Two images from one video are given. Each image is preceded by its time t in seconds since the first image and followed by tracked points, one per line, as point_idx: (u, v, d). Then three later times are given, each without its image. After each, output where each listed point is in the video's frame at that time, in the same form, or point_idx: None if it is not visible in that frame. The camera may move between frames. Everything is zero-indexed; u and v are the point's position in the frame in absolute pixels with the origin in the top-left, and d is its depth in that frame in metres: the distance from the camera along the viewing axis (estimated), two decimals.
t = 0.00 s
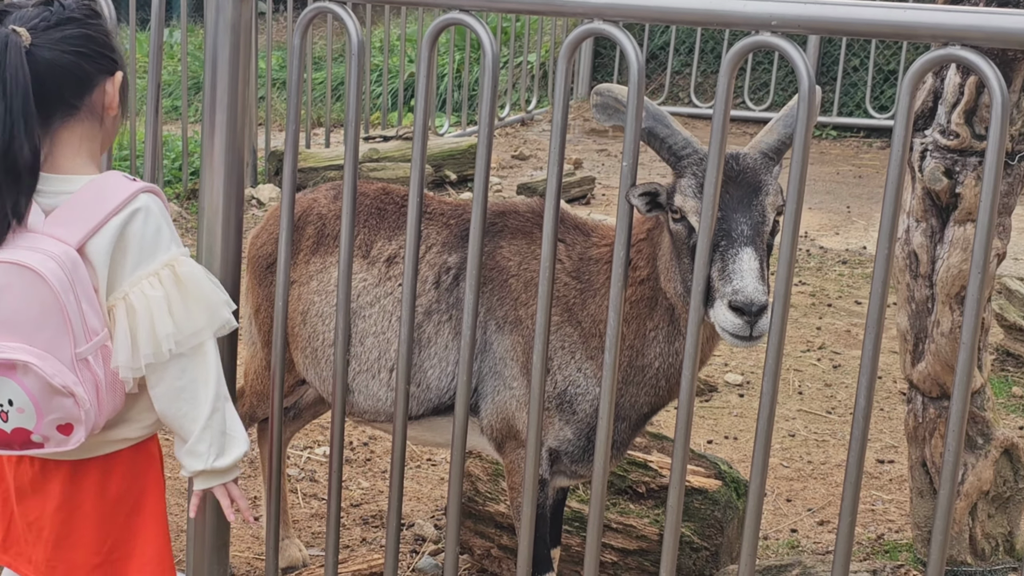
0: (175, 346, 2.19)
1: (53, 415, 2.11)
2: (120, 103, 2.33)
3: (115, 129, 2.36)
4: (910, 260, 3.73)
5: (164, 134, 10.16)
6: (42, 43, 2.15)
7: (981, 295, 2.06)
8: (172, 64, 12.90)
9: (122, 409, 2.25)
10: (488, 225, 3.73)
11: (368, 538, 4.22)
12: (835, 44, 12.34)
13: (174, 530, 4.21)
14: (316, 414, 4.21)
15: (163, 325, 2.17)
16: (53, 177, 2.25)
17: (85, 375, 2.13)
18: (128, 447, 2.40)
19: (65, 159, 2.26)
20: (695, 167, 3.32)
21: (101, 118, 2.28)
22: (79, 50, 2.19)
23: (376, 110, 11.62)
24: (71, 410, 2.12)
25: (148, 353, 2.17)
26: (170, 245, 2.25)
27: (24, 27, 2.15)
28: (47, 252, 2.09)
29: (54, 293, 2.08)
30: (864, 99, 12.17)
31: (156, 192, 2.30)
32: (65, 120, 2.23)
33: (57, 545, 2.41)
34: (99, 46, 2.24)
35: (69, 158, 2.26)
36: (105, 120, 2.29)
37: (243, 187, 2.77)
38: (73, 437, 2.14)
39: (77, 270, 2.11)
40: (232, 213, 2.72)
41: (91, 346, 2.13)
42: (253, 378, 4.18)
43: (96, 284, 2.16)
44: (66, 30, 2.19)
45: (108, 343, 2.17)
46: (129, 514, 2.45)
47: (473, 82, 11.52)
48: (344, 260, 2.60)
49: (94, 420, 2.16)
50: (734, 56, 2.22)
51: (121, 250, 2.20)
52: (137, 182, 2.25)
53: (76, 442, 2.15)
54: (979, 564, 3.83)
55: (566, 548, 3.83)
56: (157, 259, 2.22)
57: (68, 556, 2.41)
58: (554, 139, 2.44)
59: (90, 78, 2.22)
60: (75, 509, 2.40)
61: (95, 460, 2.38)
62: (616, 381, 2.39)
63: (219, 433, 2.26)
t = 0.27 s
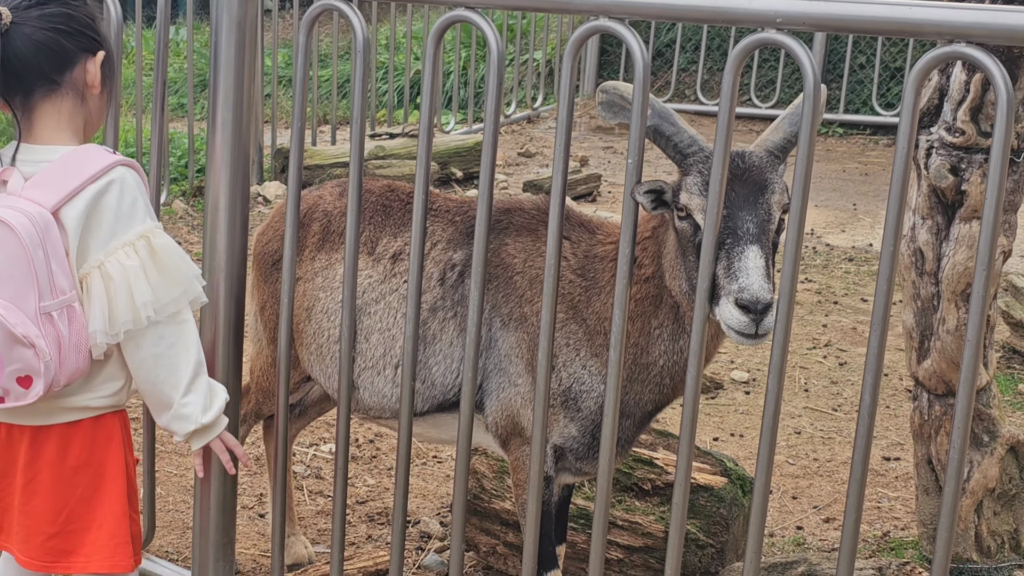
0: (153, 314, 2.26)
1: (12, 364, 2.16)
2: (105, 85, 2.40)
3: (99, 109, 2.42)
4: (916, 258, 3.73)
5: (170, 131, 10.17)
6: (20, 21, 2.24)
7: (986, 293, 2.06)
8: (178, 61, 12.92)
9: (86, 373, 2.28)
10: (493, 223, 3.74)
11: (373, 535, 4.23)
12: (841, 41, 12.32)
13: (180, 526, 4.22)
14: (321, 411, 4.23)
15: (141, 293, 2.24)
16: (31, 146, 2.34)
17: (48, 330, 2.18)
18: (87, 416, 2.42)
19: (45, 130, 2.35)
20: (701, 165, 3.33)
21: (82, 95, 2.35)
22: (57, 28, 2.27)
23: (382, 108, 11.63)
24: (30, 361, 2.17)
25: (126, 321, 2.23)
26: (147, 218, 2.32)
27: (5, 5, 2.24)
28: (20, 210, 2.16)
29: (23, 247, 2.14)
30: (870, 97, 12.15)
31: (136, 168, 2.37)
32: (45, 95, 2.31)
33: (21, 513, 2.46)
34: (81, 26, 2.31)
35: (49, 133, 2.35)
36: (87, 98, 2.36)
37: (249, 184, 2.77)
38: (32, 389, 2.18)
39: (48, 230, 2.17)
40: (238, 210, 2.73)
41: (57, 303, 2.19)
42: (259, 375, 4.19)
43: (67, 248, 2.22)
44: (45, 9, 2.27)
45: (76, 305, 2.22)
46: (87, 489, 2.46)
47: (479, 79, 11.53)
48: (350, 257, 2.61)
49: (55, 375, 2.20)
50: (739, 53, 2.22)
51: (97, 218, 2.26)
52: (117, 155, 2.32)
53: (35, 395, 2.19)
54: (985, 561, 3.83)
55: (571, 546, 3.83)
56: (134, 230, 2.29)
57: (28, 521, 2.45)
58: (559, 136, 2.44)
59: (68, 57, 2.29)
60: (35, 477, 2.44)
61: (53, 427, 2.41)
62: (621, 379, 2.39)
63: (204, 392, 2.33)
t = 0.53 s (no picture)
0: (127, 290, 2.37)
1: None
2: (104, 77, 2.54)
3: (99, 103, 2.56)
4: (920, 255, 3.73)
5: (175, 129, 10.18)
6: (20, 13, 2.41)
7: (990, 290, 2.06)
8: (182, 59, 12.93)
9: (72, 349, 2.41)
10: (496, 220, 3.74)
11: (377, 532, 4.23)
12: (846, 39, 12.31)
13: (184, 523, 4.23)
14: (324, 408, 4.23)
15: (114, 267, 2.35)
16: (29, 133, 2.49)
17: (29, 302, 2.33)
18: (76, 398, 2.53)
19: (43, 117, 2.49)
20: (704, 162, 3.33)
21: (78, 84, 2.49)
22: (54, 18, 2.42)
23: (386, 105, 11.63)
24: (9, 332, 2.32)
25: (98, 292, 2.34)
26: (130, 200, 2.44)
27: None
28: (8, 189, 2.33)
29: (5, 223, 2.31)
30: (874, 94, 12.14)
31: (126, 154, 2.50)
32: (43, 83, 2.46)
33: (11, 496, 2.54)
34: (78, 18, 2.46)
35: (48, 120, 2.49)
36: (84, 86, 2.49)
37: (252, 182, 2.78)
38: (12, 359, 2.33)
39: (33, 209, 2.33)
40: (241, 208, 2.74)
41: (38, 277, 2.34)
42: (262, 372, 4.20)
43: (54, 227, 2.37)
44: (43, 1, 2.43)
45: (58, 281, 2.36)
46: (79, 470, 2.55)
47: (483, 76, 11.53)
48: (353, 254, 2.62)
49: (34, 346, 2.34)
50: (742, 51, 2.22)
51: (83, 199, 2.40)
52: (107, 140, 2.46)
53: (15, 366, 2.33)
54: (989, 558, 3.83)
55: (575, 543, 3.83)
56: (118, 210, 2.41)
57: (20, 505, 2.54)
58: (563, 134, 2.45)
59: (66, 45, 2.43)
60: (25, 461, 2.52)
61: (42, 409, 2.51)
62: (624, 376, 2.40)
63: (168, 371, 2.41)
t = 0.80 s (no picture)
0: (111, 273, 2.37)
1: None
2: (104, 71, 2.55)
3: (100, 97, 2.57)
4: (925, 250, 3.73)
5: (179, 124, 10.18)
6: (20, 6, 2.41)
7: (995, 286, 2.05)
8: (186, 54, 12.93)
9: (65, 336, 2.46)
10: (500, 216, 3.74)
11: (382, 527, 4.24)
12: (850, 34, 12.29)
13: (189, 518, 4.23)
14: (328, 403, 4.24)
15: (97, 250, 2.34)
16: (27, 126, 2.49)
17: (20, 288, 2.38)
18: (71, 387, 2.54)
19: (41, 110, 2.49)
20: (709, 158, 3.32)
21: (77, 79, 2.50)
22: (53, 12, 2.43)
23: (390, 100, 11.63)
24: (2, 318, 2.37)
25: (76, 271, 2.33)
26: (120, 186, 2.45)
27: None
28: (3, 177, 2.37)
29: None
30: (879, 89, 12.12)
31: (121, 143, 2.51)
32: (43, 77, 2.47)
33: (7, 487, 2.54)
34: (77, 12, 2.46)
35: (46, 114, 2.50)
36: (82, 81, 2.51)
37: (257, 178, 2.79)
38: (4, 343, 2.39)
39: (27, 196, 2.36)
40: (246, 204, 2.74)
41: (31, 263, 2.39)
42: (266, 367, 4.20)
43: (49, 215, 2.40)
44: None
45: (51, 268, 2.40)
46: (75, 460, 2.56)
47: (487, 72, 11.53)
48: (358, 249, 2.62)
49: (25, 333, 2.39)
50: (747, 47, 2.22)
51: (74, 186, 2.41)
52: (104, 130, 2.47)
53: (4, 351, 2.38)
54: (994, 554, 3.82)
55: (579, 538, 3.83)
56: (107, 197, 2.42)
57: (16, 496, 2.55)
58: (567, 129, 2.44)
59: (65, 40, 2.44)
60: (21, 452, 2.53)
61: (39, 397, 2.53)
62: (629, 371, 2.40)
63: (161, 361, 2.45)
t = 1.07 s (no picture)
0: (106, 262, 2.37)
1: None
2: (104, 65, 2.55)
3: (100, 91, 2.58)
4: (931, 245, 3.73)
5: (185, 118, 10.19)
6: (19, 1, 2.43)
7: (1002, 281, 2.05)
8: (192, 48, 12.93)
9: (64, 327, 2.46)
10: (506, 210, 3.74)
11: (388, 521, 4.24)
12: (856, 28, 12.27)
13: (195, 512, 4.24)
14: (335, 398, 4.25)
15: (93, 237, 2.35)
16: (25, 118, 2.51)
17: (19, 278, 2.39)
18: (72, 377, 2.55)
19: (39, 102, 2.51)
20: (716, 152, 3.32)
21: (76, 72, 2.51)
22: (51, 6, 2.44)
23: (396, 95, 11.63)
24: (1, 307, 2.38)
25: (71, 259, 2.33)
26: (116, 176, 2.46)
27: None
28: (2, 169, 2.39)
29: None
30: (884, 84, 12.10)
31: (119, 134, 2.52)
32: (42, 70, 2.48)
33: (9, 478, 2.55)
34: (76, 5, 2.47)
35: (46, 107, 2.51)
36: (81, 74, 2.51)
37: (263, 172, 2.79)
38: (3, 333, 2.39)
39: (25, 187, 2.38)
40: (252, 197, 2.75)
41: (29, 253, 2.40)
42: (272, 362, 4.21)
43: (48, 206, 2.42)
44: None
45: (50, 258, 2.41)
46: (77, 451, 2.56)
47: (493, 66, 11.53)
48: (364, 243, 2.62)
49: (23, 322, 2.39)
50: (754, 41, 2.21)
51: (72, 177, 2.42)
52: (101, 121, 2.47)
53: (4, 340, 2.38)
54: (1000, 549, 3.83)
55: (585, 532, 3.84)
56: (104, 186, 2.43)
57: (19, 487, 2.55)
58: (574, 124, 2.44)
59: (64, 34, 2.45)
60: (24, 443, 2.54)
61: (40, 388, 2.54)
62: (635, 365, 2.40)
63: (174, 337, 2.54)
